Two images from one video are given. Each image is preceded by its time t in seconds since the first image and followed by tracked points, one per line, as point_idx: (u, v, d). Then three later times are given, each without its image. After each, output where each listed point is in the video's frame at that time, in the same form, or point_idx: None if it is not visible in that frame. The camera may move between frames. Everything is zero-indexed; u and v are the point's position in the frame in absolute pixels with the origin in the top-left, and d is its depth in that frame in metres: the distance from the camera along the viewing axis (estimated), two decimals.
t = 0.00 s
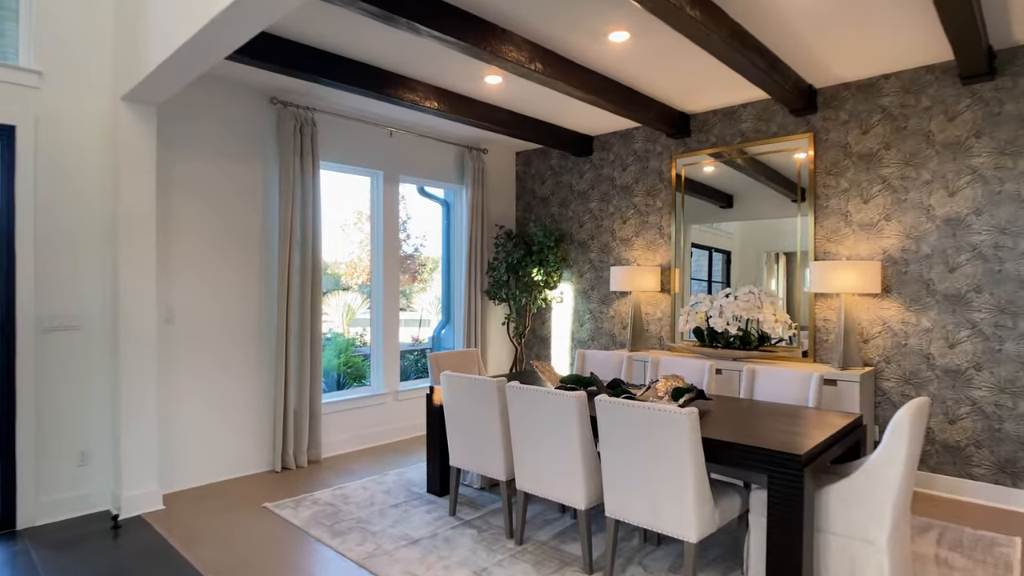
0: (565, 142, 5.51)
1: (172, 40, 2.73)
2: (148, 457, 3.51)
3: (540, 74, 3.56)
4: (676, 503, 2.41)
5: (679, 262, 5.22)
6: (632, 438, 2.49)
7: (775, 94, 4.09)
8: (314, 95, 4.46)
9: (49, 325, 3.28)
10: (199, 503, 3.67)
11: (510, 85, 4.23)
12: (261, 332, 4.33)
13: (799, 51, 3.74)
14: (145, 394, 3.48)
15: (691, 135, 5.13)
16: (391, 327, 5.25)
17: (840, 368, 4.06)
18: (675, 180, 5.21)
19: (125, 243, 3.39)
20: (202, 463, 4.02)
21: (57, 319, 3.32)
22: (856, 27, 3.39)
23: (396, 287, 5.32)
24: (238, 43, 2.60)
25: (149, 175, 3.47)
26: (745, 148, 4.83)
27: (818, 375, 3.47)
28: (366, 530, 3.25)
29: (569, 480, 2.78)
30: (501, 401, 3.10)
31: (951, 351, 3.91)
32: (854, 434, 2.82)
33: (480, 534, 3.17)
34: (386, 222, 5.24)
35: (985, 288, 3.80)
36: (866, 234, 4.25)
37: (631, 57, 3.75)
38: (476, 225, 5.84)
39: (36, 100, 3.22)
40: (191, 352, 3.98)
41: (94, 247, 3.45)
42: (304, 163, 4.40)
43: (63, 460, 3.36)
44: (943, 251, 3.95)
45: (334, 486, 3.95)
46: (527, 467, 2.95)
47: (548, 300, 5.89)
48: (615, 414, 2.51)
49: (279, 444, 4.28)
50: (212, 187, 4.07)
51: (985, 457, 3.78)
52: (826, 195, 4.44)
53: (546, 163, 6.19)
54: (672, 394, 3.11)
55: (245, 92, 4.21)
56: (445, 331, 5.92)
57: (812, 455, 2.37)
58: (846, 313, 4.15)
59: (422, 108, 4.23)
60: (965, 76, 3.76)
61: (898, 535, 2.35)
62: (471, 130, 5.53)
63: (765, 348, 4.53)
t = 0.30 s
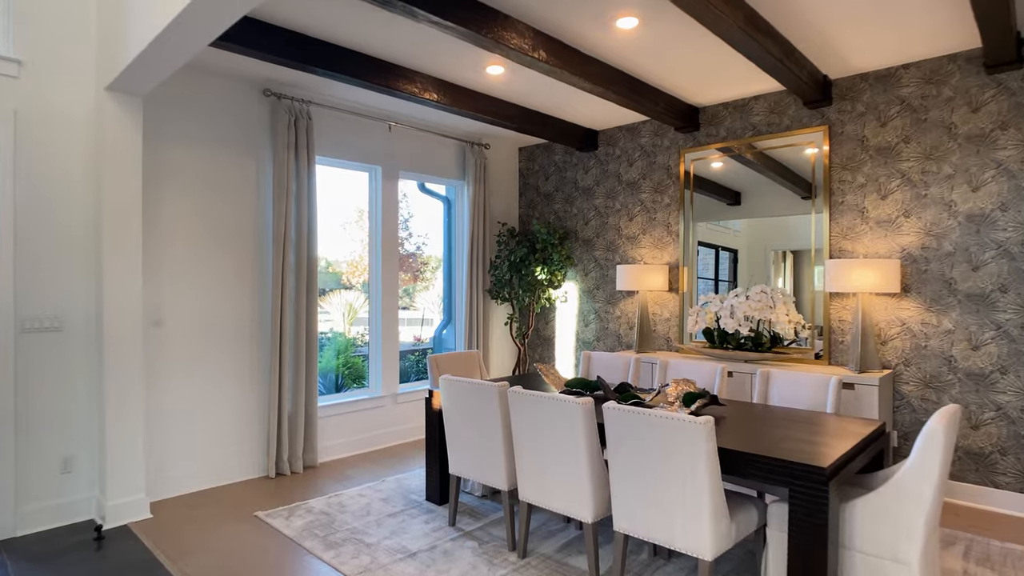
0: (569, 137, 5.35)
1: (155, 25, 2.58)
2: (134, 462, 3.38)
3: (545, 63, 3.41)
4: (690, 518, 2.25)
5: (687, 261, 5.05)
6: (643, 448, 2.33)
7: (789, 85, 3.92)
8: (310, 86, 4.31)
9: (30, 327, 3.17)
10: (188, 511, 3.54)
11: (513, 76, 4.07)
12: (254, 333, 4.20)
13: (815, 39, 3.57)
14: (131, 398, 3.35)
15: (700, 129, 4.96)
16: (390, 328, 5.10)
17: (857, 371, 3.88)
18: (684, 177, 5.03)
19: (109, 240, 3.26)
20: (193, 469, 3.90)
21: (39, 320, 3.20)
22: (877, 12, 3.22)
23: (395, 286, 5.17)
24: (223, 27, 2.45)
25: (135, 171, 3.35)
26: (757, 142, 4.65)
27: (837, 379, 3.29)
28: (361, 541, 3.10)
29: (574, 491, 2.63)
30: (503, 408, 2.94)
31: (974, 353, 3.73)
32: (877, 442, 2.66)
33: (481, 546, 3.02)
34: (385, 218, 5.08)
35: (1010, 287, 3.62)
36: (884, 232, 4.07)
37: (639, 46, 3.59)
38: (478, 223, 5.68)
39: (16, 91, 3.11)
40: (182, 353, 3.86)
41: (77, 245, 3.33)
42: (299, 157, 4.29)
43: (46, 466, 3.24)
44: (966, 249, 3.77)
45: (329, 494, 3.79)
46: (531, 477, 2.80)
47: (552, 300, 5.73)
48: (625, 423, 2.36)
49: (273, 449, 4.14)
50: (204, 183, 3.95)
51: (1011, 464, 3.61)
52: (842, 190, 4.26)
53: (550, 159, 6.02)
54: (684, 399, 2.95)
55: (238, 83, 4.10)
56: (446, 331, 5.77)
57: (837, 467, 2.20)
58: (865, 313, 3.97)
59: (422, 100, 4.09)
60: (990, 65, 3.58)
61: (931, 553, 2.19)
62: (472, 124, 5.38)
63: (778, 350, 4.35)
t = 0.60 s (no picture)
0: (570, 131, 5.20)
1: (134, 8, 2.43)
2: (118, 469, 3.23)
3: (547, 52, 3.27)
4: (703, 532, 2.11)
5: (691, 259, 4.91)
6: (653, 457, 2.18)
7: (799, 76, 3.79)
8: (303, 78, 4.17)
9: (6, 327, 3.02)
10: (175, 519, 3.39)
11: (514, 66, 3.93)
12: (245, 334, 4.06)
13: (828, 27, 3.43)
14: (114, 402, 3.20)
15: (706, 123, 4.81)
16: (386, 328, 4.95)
17: (870, 373, 3.74)
18: (689, 173, 4.89)
19: (90, 237, 3.11)
20: (180, 475, 3.75)
21: (16, 320, 3.06)
22: None
23: (392, 285, 5.02)
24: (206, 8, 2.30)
25: (119, 164, 3.20)
26: (765, 136, 4.50)
27: (852, 382, 3.14)
28: (354, 552, 2.96)
29: (578, 501, 2.48)
30: (503, 413, 2.79)
31: (992, 354, 3.60)
32: (897, 449, 2.53)
33: (480, 557, 2.87)
34: (380, 214, 4.93)
35: None
36: (898, 229, 3.94)
37: (645, 34, 3.45)
38: (477, 220, 5.54)
39: None
40: (169, 355, 3.71)
41: (57, 242, 3.18)
42: (291, 151, 4.15)
43: (24, 473, 3.09)
44: (984, 246, 3.63)
45: (322, 501, 3.65)
46: (532, 486, 2.65)
47: (552, 299, 5.58)
48: (633, 430, 2.21)
49: (265, 454, 4.00)
50: (192, 178, 3.80)
51: None
52: (853, 185, 4.12)
53: (550, 154, 5.88)
54: (694, 404, 2.80)
55: (227, 75, 3.95)
56: (444, 331, 5.62)
57: (860, 477, 2.06)
58: (879, 313, 3.81)
59: (418, 92, 3.94)
60: (1011, 54, 3.45)
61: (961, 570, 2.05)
62: (470, 118, 5.23)
63: (787, 351, 4.20)
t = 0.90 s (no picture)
0: (566, 127, 5.06)
1: None
2: (94, 479, 3.06)
3: (544, 42, 3.13)
4: (712, 549, 1.98)
5: (690, 258, 4.79)
6: (658, 469, 2.06)
7: (804, 69, 3.67)
8: (290, 70, 4.01)
9: None
10: (154, 530, 3.24)
11: (510, 58, 3.78)
12: (229, 336, 3.90)
13: (836, 17, 3.31)
14: (90, 409, 3.03)
15: (706, 119, 4.69)
16: (376, 329, 4.80)
17: (876, 376, 3.63)
18: (688, 170, 4.76)
19: (62, 235, 2.94)
20: (161, 484, 3.59)
21: None
22: None
23: (383, 285, 4.87)
24: None
25: (95, 158, 3.04)
26: (766, 132, 4.38)
27: (861, 386, 3.03)
28: (342, 566, 2.81)
29: (578, 514, 2.35)
30: (498, 421, 2.65)
31: (1002, 356, 3.50)
32: (913, 459, 2.41)
33: (474, 572, 2.73)
34: (371, 212, 4.77)
35: None
36: (904, 227, 3.83)
37: (645, 24, 3.32)
38: (471, 218, 5.39)
39: None
40: (149, 358, 3.55)
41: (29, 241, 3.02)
42: (277, 147, 3.99)
43: None
44: (994, 245, 3.53)
45: (309, 511, 3.50)
46: (529, 498, 2.52)
47: (547, 299, 5.45)
48: (638, 440, 2.09)
49: (250, 461, 3.84)
50: (173, 173, 3.64)
51: None
52: (858, 182, 4.00)
53: (545, 151, 5.74)
54: (697, 410, 2.68)
55: (210, 66, 3.79)
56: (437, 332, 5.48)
57: (879, 490, 1.94)
58: (885, 314, 3.70)
59: (409, 85, 3.80)
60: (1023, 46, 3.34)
61: None
62: (464, 113, 5.08)
63: (789, 353, 4.09)
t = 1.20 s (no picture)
0: (555, 122, 4.96)
1: None
2: (60, 488, 2.92)
3: (531, 33, 3.03)
4: (706, 561, 1.89)
5: (680, 256, 4.71)
6: (649, 477, 1.97)
7: (796, 64, 3.60)
8: (269, 61, 3.87)
9: None
10: (125, 541, 3.10)
11: (497, 50, 3.68)
12: (206, 337, 3.76)
13: (830, 10, 3.23)
14: (56, 415, 2.89)
15: (696, 115, 4.61)
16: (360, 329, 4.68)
17: (869, 376, 3.57)
18: (678, 168, 4.68)
19: (24, 232, 2.79)
20: (133, 492, 3.45)
21: None
22: None
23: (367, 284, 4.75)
24: None
25: (61, 151, 2.89)
26: (757, 128, 4.31)
27: (856, 387, 2.96)
28: None
29: (566, 523, 2.25)
30: (483, 425, 2.55)
31: (995, 356, 3.45)
32: (910, 463, 2.34)
33: None
34: (354, 209, 4.65)
35: None
36: (897, 225, 3.77)
37: (635, 16, 3.22)
38: (457, 215, 5.28)
39: None
40: (120, 361, 3.40)
41: None
42: (256, 141, 3.85)
43: None
44: (987, 243, 3.48)
45: (289, 518, 3.37)
46: (515, 505, 2.42)
47: (535, 298, 5.35)
48: (628, 447, 2.00)
49: (228, 467, 3.71)
50: (145, 168, 3.49)
51: None
52: (850, 179, 3.94)
53: (534, 147, 5.64)
54: (690, 413, 2.59)
55: (185, 57, 3.64)
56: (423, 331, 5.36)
57: (879, 498, 1.87)
58: (879, 313, 3.64)
59: (393, 78, 3.68)
60: (1017, 42, 3.29)
61: None
62: (450, 108, 4.97)
63: (781, 353, 4.02)
